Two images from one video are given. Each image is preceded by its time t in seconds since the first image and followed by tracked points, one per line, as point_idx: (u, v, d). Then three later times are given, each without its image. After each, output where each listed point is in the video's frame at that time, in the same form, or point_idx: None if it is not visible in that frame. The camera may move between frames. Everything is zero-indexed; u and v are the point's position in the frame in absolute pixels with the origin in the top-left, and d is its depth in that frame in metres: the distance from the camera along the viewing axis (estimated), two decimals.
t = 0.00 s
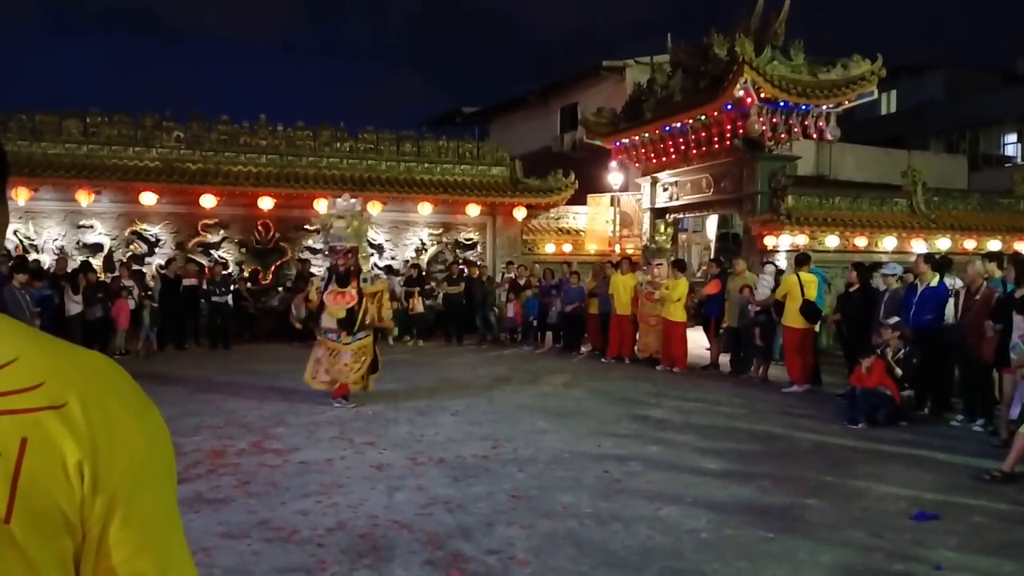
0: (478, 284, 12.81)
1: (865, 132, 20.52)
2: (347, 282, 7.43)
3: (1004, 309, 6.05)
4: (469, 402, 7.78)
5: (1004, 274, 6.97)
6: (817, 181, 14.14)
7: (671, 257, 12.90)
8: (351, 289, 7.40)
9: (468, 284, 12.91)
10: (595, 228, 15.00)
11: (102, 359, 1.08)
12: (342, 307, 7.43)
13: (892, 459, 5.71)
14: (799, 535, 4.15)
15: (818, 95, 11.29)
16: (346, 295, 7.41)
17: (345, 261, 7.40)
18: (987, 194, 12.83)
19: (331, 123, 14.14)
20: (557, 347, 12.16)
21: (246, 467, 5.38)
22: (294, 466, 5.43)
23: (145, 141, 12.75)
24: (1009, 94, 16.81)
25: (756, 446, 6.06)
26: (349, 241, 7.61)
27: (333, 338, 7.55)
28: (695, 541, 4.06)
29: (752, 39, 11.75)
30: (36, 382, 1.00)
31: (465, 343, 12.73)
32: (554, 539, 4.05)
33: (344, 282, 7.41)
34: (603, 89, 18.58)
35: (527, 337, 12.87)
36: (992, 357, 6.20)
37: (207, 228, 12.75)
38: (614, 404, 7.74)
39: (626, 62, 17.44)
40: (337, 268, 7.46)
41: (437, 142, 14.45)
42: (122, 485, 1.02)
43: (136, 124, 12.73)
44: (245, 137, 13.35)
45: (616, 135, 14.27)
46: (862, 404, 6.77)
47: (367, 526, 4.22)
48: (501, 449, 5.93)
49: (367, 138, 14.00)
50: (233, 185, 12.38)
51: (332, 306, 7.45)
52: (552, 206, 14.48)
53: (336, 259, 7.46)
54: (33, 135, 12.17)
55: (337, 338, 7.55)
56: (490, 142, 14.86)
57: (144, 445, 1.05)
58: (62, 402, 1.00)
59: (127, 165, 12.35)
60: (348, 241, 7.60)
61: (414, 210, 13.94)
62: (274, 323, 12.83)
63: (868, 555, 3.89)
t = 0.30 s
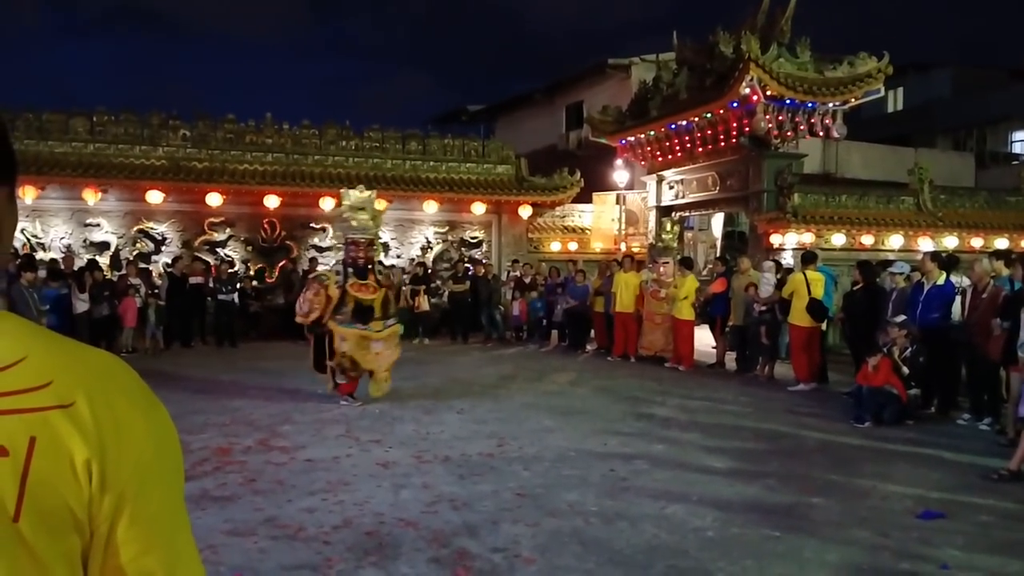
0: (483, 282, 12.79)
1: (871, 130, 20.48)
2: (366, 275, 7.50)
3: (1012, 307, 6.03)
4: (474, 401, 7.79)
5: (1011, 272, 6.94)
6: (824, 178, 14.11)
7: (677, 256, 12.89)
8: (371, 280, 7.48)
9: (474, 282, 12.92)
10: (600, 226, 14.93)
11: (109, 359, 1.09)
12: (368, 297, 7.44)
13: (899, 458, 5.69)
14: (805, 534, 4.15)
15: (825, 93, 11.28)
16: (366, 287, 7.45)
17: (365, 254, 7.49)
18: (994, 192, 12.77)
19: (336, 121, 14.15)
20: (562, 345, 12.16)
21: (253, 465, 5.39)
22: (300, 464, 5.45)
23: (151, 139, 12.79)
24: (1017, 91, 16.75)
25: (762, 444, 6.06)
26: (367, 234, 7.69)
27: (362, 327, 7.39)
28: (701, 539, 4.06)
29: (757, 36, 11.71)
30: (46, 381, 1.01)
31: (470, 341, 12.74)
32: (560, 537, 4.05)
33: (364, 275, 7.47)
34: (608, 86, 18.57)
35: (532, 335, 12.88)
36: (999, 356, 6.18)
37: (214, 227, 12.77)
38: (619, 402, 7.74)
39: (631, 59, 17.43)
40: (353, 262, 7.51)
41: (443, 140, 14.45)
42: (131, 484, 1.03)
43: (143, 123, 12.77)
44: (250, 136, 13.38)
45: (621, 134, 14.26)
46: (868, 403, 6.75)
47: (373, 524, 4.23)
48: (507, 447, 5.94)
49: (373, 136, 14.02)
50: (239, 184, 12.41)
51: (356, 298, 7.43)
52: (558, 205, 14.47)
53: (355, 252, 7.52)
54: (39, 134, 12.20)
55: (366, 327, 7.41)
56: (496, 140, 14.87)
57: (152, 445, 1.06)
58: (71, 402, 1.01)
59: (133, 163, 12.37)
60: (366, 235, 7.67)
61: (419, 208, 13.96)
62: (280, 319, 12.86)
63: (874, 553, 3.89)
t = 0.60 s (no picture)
0: (488, 279, 12.83)
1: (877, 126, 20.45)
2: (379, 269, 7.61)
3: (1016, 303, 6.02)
4: (479, 396, 7.81)
5: (1016, 268, 6.93)
6: (829, 175, 14.09)
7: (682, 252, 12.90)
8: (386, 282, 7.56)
9: (478, 278, 12.95)
10: (605, 222, 14.91)
11: (114, 356, 1.10)
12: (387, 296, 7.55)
13: (903, 454, 5.70)
14: (809, 530, 4.16)
15: (829, 89, 11.23)
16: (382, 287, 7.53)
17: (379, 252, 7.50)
18: (1000, 188, 12.74)
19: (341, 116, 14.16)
20: (566, 341, 12.19)
21: (258, 461, 5.42)
22: (305, 459, 5.48)
23: (155, 135, 12.84)
24: None
25: (767, 440, 6.07)
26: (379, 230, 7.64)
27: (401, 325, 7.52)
28: (705, 535, 4.08)
29: (763, 32, 11.68)
30: (47, 378, 1.02)
31: (475, 337, 12.77)
32: (564, 532, 4.08)
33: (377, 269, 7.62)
34: (613, 82, 18.54)
35: (536, 331, 12.90)
36: (1003, 352, 6.18)
37: (218, 223, 12.82)
38: (623, 398, 7.76)
39: (637, 55, 17.41)
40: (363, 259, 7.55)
41: (448, 136, 14.46)
42: (132, 482, 1.05)
43: (146, 118, 12.84)
44: (255, 132, 13.39)
45: (626, 130, 14.27)
46: (872, 399, 6.76)
47: (378, 519, 4.26)
48: (511, 443, 5.96)
49: (377, 132, 14.05)
50: (243, 179, 12.45)
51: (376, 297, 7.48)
52: (562, 201, 14.48)
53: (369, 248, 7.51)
54: (43, 129, 12.25)
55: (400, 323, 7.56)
56: (501, 136, 14.86)
57: (154, 443, 1.07)
58: (70, 399, 1.02)
59: (138, 158, 12.41)
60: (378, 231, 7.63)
61: (424, 204, 13.97)
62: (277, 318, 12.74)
63: (877, 549, 3.90)
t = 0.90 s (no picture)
0: (491, 276, 12.79)
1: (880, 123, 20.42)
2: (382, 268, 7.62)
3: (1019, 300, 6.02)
4: (481, 394, 7.82)
5: (1018, 265, 6.93)
6: (831, 172, 14.08)
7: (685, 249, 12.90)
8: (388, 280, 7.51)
9: (481, 275, 12.96)
10: (607, 220, 14.99)
11: (116, 355, 1.11)
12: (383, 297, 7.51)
13: (906, 451, 5.70)
14: (812, 527, 4.17)
15: (832, 86, 11.21)
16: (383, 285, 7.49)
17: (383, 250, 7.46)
18: (1002, 184, 12.72)
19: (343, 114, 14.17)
20: (568, 338, 12.20)
21: (261, 458, 5.44)
22: (308, 457, 5.49)
23: (158, 132, 12.86)
24: None
25: (769, 437, 6.07)
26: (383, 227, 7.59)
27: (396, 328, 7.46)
28: (708, 532, 4.08)
29: (765, 29, 11.68)
30: (48, 371, 1.03)
31: (477, 335, 12.78)
32: (567, 530, 4.08)
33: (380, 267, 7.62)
34: (615, 79, 18.53)
35: (539, 328, 12.90)
36: (1005, 348, 6.18)
37: (220, 220, 12.84)
38: (625, 395, 7.76)
39: (639, 52, 17.40)
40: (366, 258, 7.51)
41: (450, 133, 14.46)
42: (132, 478, 1.05)
43: (149, 116, 12.85)
44: (257, 129, 13.40)
45: (628, 127, 14.26)
46: (875, 396, 6.76)
47: (380, 517, 4.27)
48: (514, 440, 5.97)
49: (380, 129, 14.06)
50: (246, 177, 12.46)
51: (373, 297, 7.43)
52: (565, 198, 14.47)
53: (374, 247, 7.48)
54: (46, 127, 12.28)
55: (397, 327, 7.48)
56: (503, 133, 14.84)
57: (154, 441, 1.08)
58: (69, 393, 1.03)
59: (141, 156, 12.43)
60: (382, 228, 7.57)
61: (426, 201, 13.97)
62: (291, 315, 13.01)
63: (880, 546, 3.91)
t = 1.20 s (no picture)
0: (491, 275, 12.77)
1: (880, 122, 20.42)
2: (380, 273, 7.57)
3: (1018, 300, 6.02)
4: (482, 394, 7.83)
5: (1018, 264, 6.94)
6: (831, 171, 14.09)
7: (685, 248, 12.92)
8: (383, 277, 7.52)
9: (481, 275, 12.96)
10: (607, 219, 14.96)
11: (133, 353, 1.16)
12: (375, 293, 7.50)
13: (906, 450, 5.71)
14: (812, 526, 4.17)
15: (832, 86, 11.20)
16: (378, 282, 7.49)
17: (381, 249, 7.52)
18: (1002, 184, 12.74)
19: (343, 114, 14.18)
20: (568, 338, 12.21)
21: (261, 459, 5.45)
22: (308, 458, 5.50)
23: (157, 133, 12.88)
24: None
25: (770, 437, 6.08)
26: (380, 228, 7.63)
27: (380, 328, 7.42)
28: (708, 532, 4.09)
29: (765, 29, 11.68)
30: (66, 360, 1.08)
31: (478, 335, 12.79)
32: (567, 530, 4.09)
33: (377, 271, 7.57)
34: (616, 79, 18.53)
35: (539, 328, 12.91)
36: (1005, 348, 6.19)
37: (220, 221, 12.84)
38: (625, 395, 7.77)
39: (639, 52, 17.39)
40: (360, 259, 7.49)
41: (450, 133, 14.47)
42: (147, 465, 1.10)
43: (148, 116, 12.86)
44: (258, 129, 13.41)
45: (628, 126, 14.26)
46: (874, 396, 6.75)
47: (381, 518, 4.27)
48: (514, 441, 5.98)
49: (380, 129, 14.08)
50: (246, 177, 12.46)
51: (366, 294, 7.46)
52: (565, 198, 14.47)
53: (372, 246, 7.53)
54: (45, 128, 12.30)
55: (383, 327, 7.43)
56: (504, 133, 14.83)
57: (169, 433, 1.13)
58: (88, 380, 1.08)
59: (140, 156, 12.44)
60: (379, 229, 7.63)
61: (426, 202, 13.97)
62: (292, 315, 13.06)
63: (881, 545, 3.91)
